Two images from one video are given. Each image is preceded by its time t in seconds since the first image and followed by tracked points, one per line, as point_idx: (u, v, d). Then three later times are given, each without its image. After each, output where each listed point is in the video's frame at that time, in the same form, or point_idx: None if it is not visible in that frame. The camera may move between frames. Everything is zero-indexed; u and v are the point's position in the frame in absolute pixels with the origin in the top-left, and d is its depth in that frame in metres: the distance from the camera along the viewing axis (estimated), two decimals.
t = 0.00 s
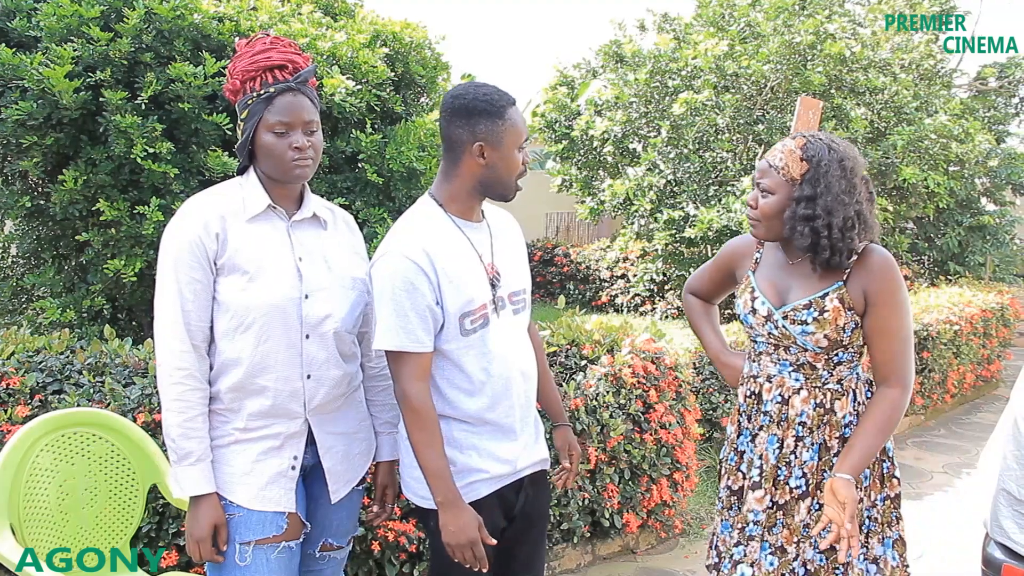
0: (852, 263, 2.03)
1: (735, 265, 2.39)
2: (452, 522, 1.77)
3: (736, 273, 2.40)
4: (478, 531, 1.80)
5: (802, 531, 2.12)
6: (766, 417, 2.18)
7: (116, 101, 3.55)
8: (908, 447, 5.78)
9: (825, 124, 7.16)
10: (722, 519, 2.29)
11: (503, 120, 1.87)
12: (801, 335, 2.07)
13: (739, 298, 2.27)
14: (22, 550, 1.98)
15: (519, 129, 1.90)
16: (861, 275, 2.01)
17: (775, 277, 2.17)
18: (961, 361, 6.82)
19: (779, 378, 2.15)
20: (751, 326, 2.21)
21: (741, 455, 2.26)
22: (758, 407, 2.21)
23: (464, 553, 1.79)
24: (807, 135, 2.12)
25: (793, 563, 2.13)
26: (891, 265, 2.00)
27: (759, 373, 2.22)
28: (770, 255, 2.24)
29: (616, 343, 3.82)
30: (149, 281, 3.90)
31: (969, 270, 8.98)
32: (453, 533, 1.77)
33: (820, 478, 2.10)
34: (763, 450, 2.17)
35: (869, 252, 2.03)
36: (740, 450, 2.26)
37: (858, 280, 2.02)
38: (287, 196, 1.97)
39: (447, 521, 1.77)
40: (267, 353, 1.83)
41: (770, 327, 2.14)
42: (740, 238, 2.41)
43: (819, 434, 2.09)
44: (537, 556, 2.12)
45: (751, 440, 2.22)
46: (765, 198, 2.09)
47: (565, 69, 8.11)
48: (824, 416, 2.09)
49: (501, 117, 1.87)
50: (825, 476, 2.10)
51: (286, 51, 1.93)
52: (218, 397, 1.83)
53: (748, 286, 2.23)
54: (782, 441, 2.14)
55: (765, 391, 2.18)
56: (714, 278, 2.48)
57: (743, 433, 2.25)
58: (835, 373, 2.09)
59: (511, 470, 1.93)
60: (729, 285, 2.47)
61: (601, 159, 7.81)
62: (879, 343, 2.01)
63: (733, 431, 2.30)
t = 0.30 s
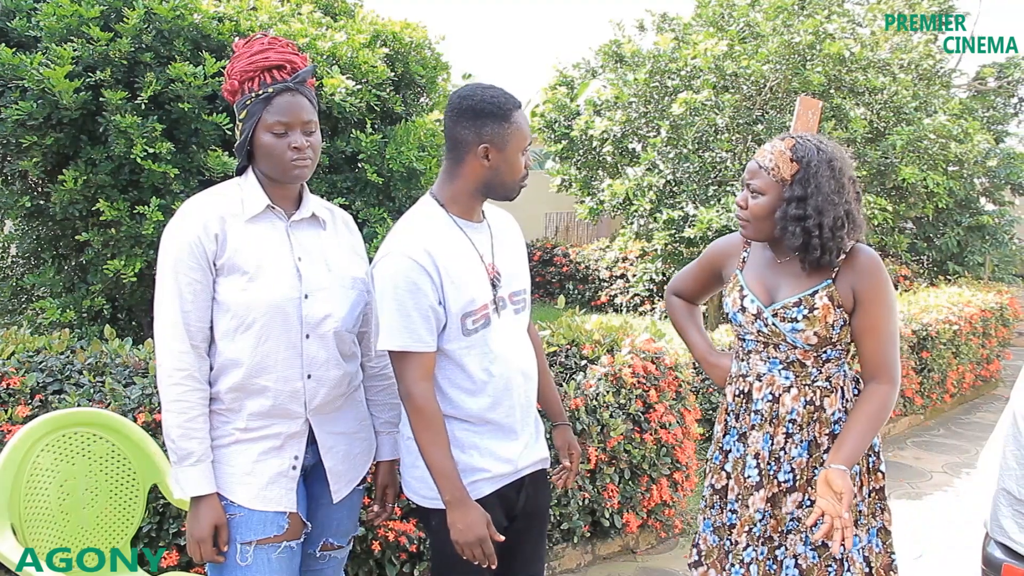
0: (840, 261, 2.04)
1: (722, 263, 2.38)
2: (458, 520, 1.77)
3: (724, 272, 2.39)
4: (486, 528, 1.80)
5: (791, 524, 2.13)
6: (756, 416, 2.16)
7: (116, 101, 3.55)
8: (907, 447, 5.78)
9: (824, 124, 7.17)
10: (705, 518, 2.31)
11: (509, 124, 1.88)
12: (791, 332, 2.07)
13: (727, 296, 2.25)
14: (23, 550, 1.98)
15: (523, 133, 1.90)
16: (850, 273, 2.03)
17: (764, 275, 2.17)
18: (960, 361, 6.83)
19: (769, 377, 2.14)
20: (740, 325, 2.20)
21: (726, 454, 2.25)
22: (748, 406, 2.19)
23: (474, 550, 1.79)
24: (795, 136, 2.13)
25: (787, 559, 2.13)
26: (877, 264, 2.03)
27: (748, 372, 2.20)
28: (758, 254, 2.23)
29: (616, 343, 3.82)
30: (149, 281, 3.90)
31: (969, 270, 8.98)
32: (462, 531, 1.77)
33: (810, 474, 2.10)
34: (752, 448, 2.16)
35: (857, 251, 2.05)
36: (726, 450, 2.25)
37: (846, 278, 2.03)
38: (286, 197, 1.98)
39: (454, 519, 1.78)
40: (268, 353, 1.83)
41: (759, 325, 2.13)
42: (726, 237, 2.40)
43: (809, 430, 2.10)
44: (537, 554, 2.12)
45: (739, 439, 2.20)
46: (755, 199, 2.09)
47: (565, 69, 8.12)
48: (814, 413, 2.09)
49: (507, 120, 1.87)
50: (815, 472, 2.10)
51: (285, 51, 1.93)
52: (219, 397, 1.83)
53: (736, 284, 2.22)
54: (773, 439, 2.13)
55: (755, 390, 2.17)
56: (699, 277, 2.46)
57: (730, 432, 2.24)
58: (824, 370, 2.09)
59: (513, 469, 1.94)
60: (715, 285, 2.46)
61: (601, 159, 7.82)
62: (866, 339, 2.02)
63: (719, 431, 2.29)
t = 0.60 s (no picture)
0: (837, 259, 2.04)
1: (719, 263, 2.38)
2: (463, 519, 1.77)
3: (720, 271, 2.39)
4: (490, 527, 1.79)
5: (786, 521, 2.13)
6: (753, 415, 2.16)
7: (116, 101, 3.55)
8: (906, 447, 5.79)
9: (824, 124, 7.16)
10: (696, 517, 2.31)
11: (514, 126, 1.87)
12: (788, 330, 2.07)
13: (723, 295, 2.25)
14: (23, 550, 1.98)
15: (528, 136, 1.90)
16: (846, 272, 2.03)
17: (761, 274, 2.17)
18: (959, 360, 6.84)
19: (766, 375, 2.14)
20: (737, 323, 2.20)
21: (720, 453, 2.25)
22: (745, 404, 2.19)
23: (479, 548, 1.79)
24: (793, 136, 2.14)
25: (785, 557, 2.13)
26: (873, 263, 2.03)
27: (745, 371, 2.20)
28: (754, 253, 2.23)
29: (616, 343, 3.82)
30: (149, 281, 3.90)
31: (968, 270, 8.98)
32: (467, 529, 1.77)
33: (807, 472, 2.11)
34: (749, 446, 2.16)
35: (853, 250, 2.05)
36: (721, 448, 2.25)
37: (842, 277, 2.03)
38: (286, 197, 1.98)
39: (458, 518, 1.77)
40: (268, 353, 1.83)
41: (756, 322, 2.13)
42: (723, 237, 2.40)
43: (806, 429, 2.10)
44: (537, 553, 2.12)
45: (736, 437, 2.20)
46: (753, 198, 2.10)
47: (564, 69, 8.12)
48: (811, 411, 2.09)
49: (512, 123, 1.87)
50: (812, 470, 2.10)
51: (285, 51, 1.93)
52: (219, 397, 1.83)
53: (733, 283, 2.22)
54: (770, 437, 2.13)
55: (752, 388, 2.17)
56: (697, 277, 2.46)
57: (727, 430, 2.23)
58: (821, 369, 2.09)
59: (516, 468, 1.94)
60: (712, 285, 2.46)
61: (600, 159, 7.82)
62: (863, 338, 2.02)
63: (715, 429, 2.29)
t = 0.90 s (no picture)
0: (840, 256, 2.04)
1: (721, 262, 2.38)
2: (460, 520, 1.77)
3: (722, 271, 2.38)
4: (487, 529, 1.79)
5: (789, 520, 2.13)
6: (756, 414, 2.16)
7: (116, 100, 3.54)
8: (907, 446, 5.79)
9: (824, 124, 7.16)
10: (702, 518, 2.31)
11: (526, 130, 1.87)
12: (790, 328, 2.06)
13: (726, 294, 2.25)
14: (23, 550, 1.97)
15: (540, 139, 1.90)
16: (849, 270, 2.03)
17: (764, 273, 2.16)
18: (959, 360, 6.84)
19: (769, 374, 2.14)
20: (739, 322, 2.20)
21: (725, 453, 2.24)
22: (748, 404, 2.19)
23: (475, 550, 1.78)
24: (795, 134, 2.13)
25: (788, 557, 2.13)
26: (876, 261, 2.03)
27: (748, 370, 2.20)
28: (757, 251, 2.23)
29: (617, 343, 3.82)
30: (149, 281, 3.90)
31: (968, 270, 8.97)
32: (463, 531, 1.77)
33: (810, 472, 2.10)
34: (753, 446, 2.16)
35: (855, 248, 2.05)
36: (725, 449, 2.24)
37: (845, 275, 2.03)
38: (288, 196, 1.97)
39: (456, 519, 1.77)
40: (269, 352, 1.82)
41: (758, 321, 2.12)
42: (724, 237, 2.40)
43: (809, 428, 2.09)
44: (539, 552, 2.11)
45: (740, 437, 2.20)
46: (757, 197, 2.09)
47: (564, 69, 8.11)
48: (814, 411, 2.09)
49: (525, 126, 1.87)
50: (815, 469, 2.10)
51: (287, 50, 1.93)
52: (220, 396, 1.82)
53: (735, 282, 2.22)
54: (773, 436, 2.13)
55: (754, 388, 2.17)
56: (699, 277, 2.46)
57: (731, 430, 2.23)
58: (823, 368, 2.09)
59: (515, 469, 1.93)
60: (714, 285, 2.46)
61: (600, 159, 7.82)
62: (865, 336, 2.02)
63: (718, 429, 2.28)
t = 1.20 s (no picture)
0: (841, 256, 2.04)
1: (722, 262, 2.38)
2: (462, 520, 1.76)
3: (723, 271, 2.38)
4: (489, 529, 1.79)
5: (791, 521, 2.12)
6: (758, 414, 2.16)
7: (116, 100, 3.54)
8: (907, 446, 5.79)
9: (824, 124, 7.17)
10: (710, 519, 2.31)
11: (532, 127, 1.88)
12: (791, 328, 2.06)
13: (727, 295, 2.25)
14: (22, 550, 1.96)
15: (545, 136, 1.91)
16: (850, 269, 2.03)
17: (764, 272, 2.16)
18: (959, 360, 6.85)
19: (770, 375, 2.13)
20: (740, 323, 2.20)
21: (729, 453, 2.24)
22: (750, 404, 2.19)
23: (478, 551, 1.78)
24: (796, 133, 2.13)
25: (789, 557, 2.13)
26: (876, 261, 2.03)
27: (750, 370, 2.20)
28: (757, 251, 2.23)
29: (616, 343, 3.82)
30: (148, 281, 3.89)
31: (967, 270, 8.98)
32: (465, 531, 1.77)
33: (812, 473, 2.10)
34: (755, 446, 2.16)
35: (856, 248, 2.05)
36: (729, 450, 2.24)
37: (846, 275, 2.03)
38: (288, 196, 1.97)
39: (458, 519, 1.77)
40: (269, 352, 1.82)
41: (759, 321, 2.12)
42: (725, 237, 2.40)
43: (810, 429, 2.09)
44: (540, 552, 2.11)
45: (743, 437, 2.19)
46: (758, 197, 2.09)
47: (563, 69, 8.11)
48: (815, 411, 2.09)
49: (531, 124, 1.87)
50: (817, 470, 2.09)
51: (288, 49, 1.93)
52: (220, 396, 1.82)
53: (735, 282, 2.22)
54: (774, 437, 2.13)
55: (756, 388, 2.16)
56: (699, 277, 2.46)
57: (734, 431, 2.23)
58: (825, 368, 2.09)
59: (515, 470, 1.93)
60: (715, 285, 2.46)
61: (600, 159, 7.82)
62: (867, 335, 2.02)
63: (722, 430, 2.28)
